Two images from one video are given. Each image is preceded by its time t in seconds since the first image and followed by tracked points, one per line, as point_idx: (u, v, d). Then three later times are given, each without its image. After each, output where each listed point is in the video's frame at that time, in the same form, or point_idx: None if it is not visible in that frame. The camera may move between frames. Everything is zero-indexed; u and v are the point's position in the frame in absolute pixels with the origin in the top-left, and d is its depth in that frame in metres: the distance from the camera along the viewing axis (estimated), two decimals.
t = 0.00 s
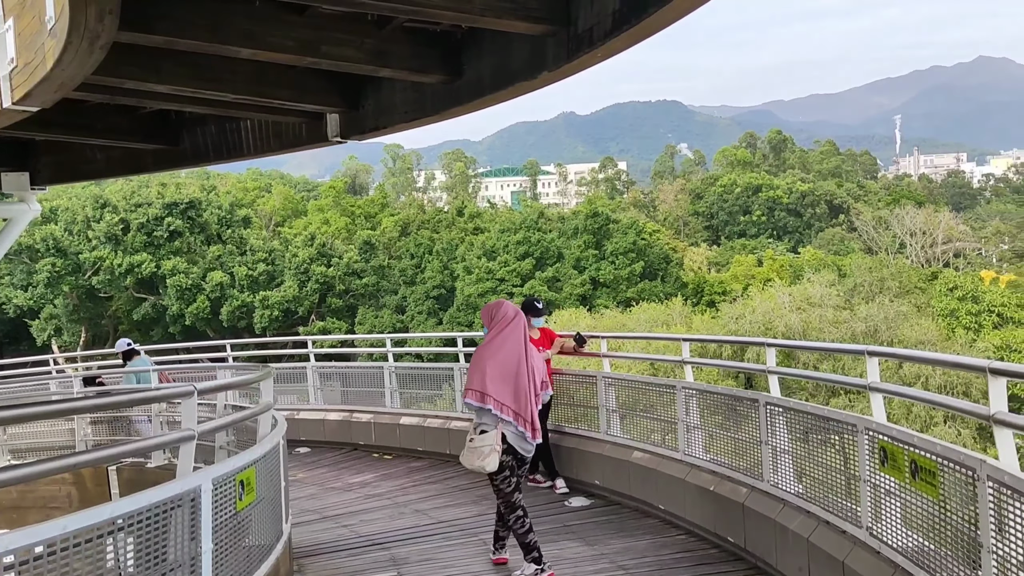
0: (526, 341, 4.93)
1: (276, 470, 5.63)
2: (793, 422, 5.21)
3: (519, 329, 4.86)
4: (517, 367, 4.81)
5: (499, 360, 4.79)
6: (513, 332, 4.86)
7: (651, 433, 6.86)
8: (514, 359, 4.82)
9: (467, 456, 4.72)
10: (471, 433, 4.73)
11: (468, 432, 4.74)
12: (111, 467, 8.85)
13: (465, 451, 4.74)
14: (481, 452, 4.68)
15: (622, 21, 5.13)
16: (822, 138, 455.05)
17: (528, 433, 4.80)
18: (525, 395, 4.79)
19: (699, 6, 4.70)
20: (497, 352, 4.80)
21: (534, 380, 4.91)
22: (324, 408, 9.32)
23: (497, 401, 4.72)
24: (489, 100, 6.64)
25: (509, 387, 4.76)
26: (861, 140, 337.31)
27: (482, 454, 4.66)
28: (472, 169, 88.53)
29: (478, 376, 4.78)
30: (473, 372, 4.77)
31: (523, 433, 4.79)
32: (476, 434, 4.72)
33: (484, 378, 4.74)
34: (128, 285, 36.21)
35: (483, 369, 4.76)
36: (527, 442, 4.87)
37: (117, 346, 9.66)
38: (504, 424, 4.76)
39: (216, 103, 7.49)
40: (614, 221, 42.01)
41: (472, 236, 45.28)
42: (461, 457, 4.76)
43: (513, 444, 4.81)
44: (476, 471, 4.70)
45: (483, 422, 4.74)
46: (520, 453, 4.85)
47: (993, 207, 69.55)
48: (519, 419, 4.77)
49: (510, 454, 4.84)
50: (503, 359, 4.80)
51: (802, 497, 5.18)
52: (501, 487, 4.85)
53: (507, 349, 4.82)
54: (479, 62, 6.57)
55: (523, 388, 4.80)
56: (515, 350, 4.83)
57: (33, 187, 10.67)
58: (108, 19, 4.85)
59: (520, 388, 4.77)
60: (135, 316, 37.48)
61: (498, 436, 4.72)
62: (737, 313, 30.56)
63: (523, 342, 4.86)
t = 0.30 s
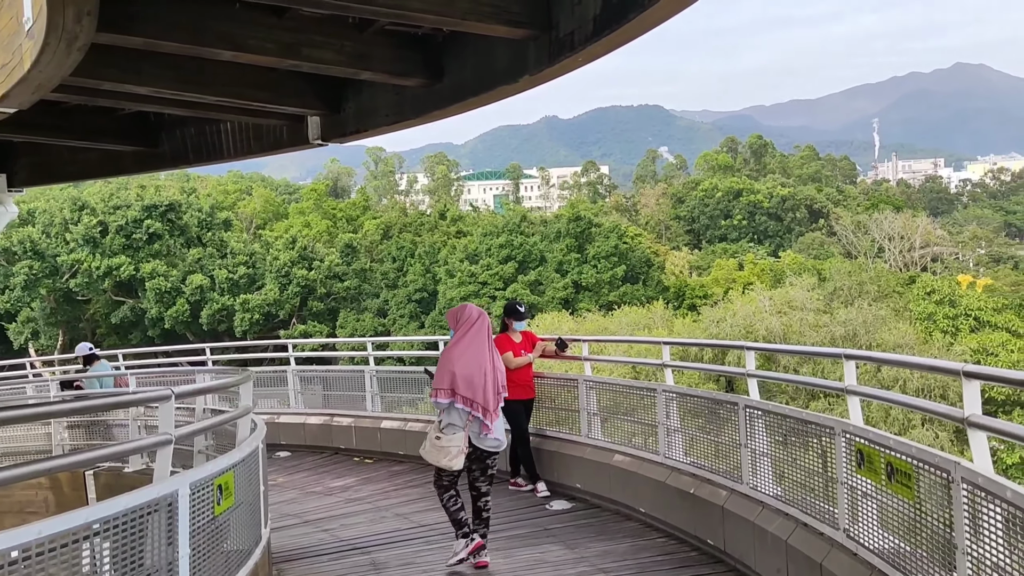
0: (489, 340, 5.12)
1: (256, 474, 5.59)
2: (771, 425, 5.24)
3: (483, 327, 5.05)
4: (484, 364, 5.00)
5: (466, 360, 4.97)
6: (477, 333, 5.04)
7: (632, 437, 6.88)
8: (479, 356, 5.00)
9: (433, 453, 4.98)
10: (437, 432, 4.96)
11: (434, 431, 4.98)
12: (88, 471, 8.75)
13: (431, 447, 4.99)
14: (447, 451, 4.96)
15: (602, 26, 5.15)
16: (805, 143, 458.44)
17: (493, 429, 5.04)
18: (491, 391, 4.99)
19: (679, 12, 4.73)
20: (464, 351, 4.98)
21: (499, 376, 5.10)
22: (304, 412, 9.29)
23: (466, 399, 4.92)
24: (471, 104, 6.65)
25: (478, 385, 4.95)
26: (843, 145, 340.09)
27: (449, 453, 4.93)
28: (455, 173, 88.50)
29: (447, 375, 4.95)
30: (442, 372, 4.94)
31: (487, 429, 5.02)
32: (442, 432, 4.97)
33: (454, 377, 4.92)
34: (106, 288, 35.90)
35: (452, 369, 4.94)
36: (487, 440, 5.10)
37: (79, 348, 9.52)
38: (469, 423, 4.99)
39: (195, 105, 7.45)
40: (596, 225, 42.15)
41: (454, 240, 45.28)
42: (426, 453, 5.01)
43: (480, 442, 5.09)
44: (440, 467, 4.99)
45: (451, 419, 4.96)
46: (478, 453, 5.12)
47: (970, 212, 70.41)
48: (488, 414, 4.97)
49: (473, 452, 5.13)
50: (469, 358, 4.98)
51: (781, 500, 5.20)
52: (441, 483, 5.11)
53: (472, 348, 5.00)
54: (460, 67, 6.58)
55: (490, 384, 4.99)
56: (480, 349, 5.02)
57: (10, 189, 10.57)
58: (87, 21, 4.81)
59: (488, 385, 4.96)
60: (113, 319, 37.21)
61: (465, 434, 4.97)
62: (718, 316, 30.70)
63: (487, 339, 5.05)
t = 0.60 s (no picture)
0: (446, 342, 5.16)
1: (234, 478, 5.56)
2: (750, 427, 5.27)
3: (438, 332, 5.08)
4: (443, 365, 5.07)
5: (426, 363, 5.04)
6: (434, 337, 5.08)
7: (612, 440, 6.91)
8: (437, 359, 5.08)
9: (393, 455, 5.08)
10: (397, 435, 5.06)
11: (394, 434, 5.08)
12: (65, 477, 8.78)
13: (392, 451, 5.09)
14: (407, 452, 5.05)
15: (582, 32, 5.17)
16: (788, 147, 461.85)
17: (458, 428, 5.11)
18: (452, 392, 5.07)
19: (658, 18, 4.76)
20: (424, 354, 5.06)
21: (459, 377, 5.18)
22: (284, 416, 9.27)
23: (429, 402, 4.99)
24: (451, 107, 6.66)
25: (439, 388, 5.03)
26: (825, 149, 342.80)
27: (408, 454, 5.03)
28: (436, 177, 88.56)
29: (407, 380, 5.01)
30: (403, 377, 5.01)
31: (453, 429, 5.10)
32: (402, 436, 5.05)
33: (415, 382, 4.99)
34: (83, 291, 35.58)
35: (412, 373, 5.00)
36: (451, 440, 5.15)
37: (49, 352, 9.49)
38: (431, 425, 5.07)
39: (173, 106, 7.41)
40: (577, 229, 42.26)
41: (434, 243, 45.24)
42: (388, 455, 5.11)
43: (438, 444, 5.13)
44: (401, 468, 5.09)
45: (413, 422, 5.05)
46: (440, 453, 5.17)
47: (946, 217, 71.30)
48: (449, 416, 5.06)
49: (432, 454, 5.19)
50: (429, 362, 5.05)
51: (759, 502, 5.23)
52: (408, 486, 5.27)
53: (432, 352, 5.07)
54: (441, 69, 6.58)
55: (449, 384, 5.07)
56: (439, 351, 5.09)
57: None
58: (64, 22, 4.77)
59: (448, 387, 5.04)
60: (90, 323, 36.90)
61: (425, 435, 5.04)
62: (698, 320, 30.78)
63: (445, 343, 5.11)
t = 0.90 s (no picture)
0: (399, 345, 5.38)
1: (209, 482, 5.50)
2: (726, 429, 5.31)
3: (389, 335, 5.32)
4: (391, 368, 5.28)
5: (375, 366, 5.28)
6: (384, 340, 5.31)
7: (591, 443, 6.92)
8: (387, 362, 5.30)
9: (344, 448, 5.34)
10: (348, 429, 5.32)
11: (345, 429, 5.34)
12: (37, 482, 8.62)
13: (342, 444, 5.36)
14: (354, 446, 5.27)
15: (559, 35, 5.18)
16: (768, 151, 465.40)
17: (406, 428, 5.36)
18: (399, 395, 5.30)
19: (635, 22, 4.79)
20: (373, 357, 5.29)
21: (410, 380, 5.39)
22: (261, 420, 9.20)
23: (375, 402, 5.24)
24: (430, 109, 6.64)
25: (387, 388, 5.27)
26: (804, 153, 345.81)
27: (353, 449, 5.25)
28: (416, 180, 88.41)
29: (357, 381, 5.28)
30: (353, 378, 5.28)
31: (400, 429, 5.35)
32: (352, 432, 5.33)
33: (363, 383, 5.25)
34: (56, 294, 35.15)
35: (361, 375, 5.27)
36: (401, 438, 5.42)
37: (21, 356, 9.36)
38: (381, 424, 5.34)
39: (147, 108, 7.34)
40: (556, 232, 42.32)
41: (413, 246, 45.14)
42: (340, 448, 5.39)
43: (386, 441, 5.37)
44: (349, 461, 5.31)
45: (362, 421, 5.31)
46: (390, 451, 5.41)
47: (921, 220, 72.21)
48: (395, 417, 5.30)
49: (380, 450, 5.41)
50: (378, 365, 5.28)
51: (735, 504, 5.26)
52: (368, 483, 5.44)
53: (381, 355, 5.30)
54: (419, 72, 6.57)
55: (396, 387, 5.30)
56: (389, 356, 5.31)
57: None
58: (37, 22, 4.71)
59: (394, 389, 5.27)
60: (64, 325, 36.48)
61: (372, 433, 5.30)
62: (676, 322, 30.81)
63: (395, 347, 5.34)
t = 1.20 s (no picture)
0: (362, 348, 5.37)
1: (182, 485, 5.44)
2: (701, 431, 5.34)
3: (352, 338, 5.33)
4: (350, 370, 5.30)
5: (335, 367, 5.31)
6: (346, 343, 5.32)
7: (568, 445, 6.93)
8: (346, 365, 5.31)
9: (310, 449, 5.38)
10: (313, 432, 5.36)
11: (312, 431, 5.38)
12: (7, 488, 8.49)
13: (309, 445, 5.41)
14: (321, 447, 5.24)
15: (535, 38, 5.20)
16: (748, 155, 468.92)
17: (367, 430, 5.38)
18: (359, 398, 5.31)
19: (610, 26, 4.81)
20: (334, 359, 5.32)
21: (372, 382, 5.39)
22: (235, 423, 9.14)
23: (334, 404, 5.27)
24: (407, 112, 6.64)
25: (348, 391, 5.30)
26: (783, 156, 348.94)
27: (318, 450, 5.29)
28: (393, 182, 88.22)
29: (318, 383, 5.32)
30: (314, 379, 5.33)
31: (362, 431, 5.36)
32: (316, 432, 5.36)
33: (323, 385, 5.29)
34: (28, 297, 34.70)
35: (321, 377, 5.30)
36: (365, 439, 5.45)
37: None
38: (343, 425, 5.35)
39: (121, 109, 7.29)
40: (533, 234, 42.38)
41: (390, 248, 45.07)
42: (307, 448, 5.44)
43: (349, 442, 5.41)
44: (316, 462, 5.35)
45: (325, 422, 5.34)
46: (356, 451, 5.45)
47: (894, 223, 73.20)
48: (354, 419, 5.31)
49: (346, 451, 5.43)
50: (337, 367, 5.30)
51: (709, 505, 5.29)
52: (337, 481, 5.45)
53: (341, 358, 5.32)
54: (396, 73, 6.57)
55: (355, 390, 5.31)
56: (349, 358, 5.32)
57: None
58: (9, 23, 4.64)
59: (352, 391, 5.29)
60: (36, 329, 36.01)
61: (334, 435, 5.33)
62: (653, 324, 30.87)
63: (358, 350, 5.34)
